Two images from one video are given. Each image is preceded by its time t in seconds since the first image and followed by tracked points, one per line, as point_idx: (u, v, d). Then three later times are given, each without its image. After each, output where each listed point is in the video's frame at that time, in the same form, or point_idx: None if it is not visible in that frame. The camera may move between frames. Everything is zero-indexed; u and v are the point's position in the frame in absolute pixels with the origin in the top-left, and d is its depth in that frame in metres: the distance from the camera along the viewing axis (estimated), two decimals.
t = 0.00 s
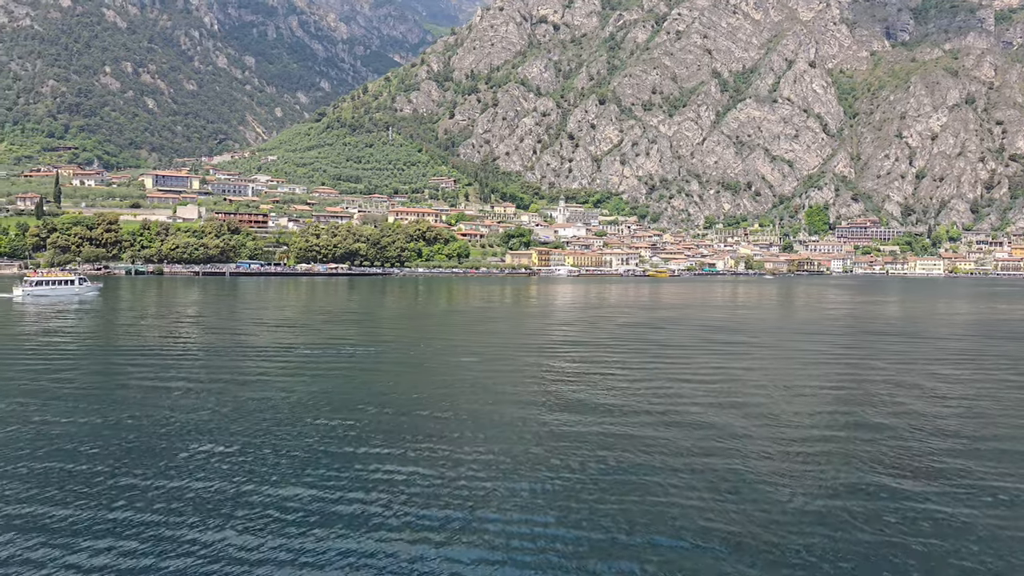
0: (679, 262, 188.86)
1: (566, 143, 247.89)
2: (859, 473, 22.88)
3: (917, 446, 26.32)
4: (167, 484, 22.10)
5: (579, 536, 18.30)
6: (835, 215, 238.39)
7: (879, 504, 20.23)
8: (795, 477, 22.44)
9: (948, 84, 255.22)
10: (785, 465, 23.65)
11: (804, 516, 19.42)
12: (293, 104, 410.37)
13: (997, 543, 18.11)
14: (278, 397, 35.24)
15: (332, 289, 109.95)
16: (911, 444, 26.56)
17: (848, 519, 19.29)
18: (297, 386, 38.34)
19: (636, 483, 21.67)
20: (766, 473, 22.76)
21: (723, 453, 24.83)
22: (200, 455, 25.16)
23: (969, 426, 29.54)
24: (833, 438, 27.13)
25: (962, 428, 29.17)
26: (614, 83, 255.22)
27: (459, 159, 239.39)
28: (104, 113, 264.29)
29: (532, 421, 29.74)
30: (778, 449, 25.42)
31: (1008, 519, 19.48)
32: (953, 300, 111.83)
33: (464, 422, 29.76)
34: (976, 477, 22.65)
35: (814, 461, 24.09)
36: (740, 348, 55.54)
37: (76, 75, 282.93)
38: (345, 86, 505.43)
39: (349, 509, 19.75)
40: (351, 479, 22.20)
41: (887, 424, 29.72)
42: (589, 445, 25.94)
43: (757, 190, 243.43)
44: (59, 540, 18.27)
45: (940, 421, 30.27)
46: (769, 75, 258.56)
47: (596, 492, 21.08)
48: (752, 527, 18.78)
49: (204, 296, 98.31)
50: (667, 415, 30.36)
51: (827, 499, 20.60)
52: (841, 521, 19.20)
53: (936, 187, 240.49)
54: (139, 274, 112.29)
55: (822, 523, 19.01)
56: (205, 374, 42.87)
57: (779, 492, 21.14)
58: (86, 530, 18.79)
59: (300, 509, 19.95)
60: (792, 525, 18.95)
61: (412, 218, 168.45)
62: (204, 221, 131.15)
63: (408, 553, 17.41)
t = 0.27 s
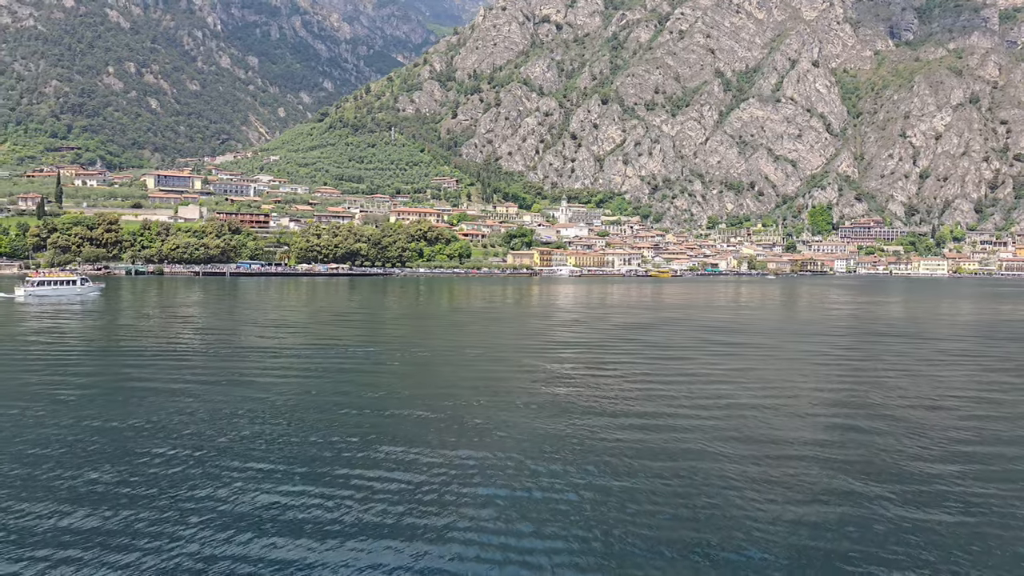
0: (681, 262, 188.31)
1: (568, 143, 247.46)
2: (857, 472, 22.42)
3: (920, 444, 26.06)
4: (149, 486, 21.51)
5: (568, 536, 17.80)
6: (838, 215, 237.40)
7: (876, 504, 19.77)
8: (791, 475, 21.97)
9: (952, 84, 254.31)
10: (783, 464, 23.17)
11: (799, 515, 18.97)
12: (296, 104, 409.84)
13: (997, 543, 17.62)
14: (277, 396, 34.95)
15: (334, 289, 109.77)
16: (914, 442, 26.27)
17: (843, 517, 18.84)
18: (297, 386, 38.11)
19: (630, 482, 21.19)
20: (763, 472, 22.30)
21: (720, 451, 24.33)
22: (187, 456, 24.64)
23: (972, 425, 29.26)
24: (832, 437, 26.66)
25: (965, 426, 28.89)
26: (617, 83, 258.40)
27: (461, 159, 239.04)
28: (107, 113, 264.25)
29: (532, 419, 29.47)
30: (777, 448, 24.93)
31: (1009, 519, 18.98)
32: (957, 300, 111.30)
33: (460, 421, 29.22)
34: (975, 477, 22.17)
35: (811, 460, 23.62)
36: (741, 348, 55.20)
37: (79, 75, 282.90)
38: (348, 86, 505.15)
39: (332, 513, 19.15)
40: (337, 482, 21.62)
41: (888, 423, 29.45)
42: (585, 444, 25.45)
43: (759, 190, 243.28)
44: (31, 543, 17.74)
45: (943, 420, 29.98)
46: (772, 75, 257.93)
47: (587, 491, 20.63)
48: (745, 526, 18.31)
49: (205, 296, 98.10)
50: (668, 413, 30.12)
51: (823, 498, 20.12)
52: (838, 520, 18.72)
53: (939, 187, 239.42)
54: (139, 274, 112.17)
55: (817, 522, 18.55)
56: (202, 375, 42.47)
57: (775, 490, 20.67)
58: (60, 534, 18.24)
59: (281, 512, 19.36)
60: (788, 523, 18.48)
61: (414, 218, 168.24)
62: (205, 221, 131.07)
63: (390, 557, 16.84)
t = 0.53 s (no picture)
0: (684, 262, 187.92)
1: (571, 143, 247.08)
2: (852, 479, 21.88)
3: (917, 446, 25.77)
4: (121, 491, 21.04)
5: (549, 547, 17.30)
6: (841, 215, 236.42)
7: (870, 512, 19.27)
8: (784, 481, 21.50)
9: (956, 83, 253.58)
10: (777, 470, 22.65)
11: (790, 522, 18.64)
12: (298, 104, 409.77)
13: (991, 554, 17.13)
14: (274, 397, 34.78)
15: (334, 289, 109.57)
16: (913, 445, 25.94)
17: (835, 527, 18.35)
18: (294, 386, 37.97)
19: (619, 486, 20.85)
20: (755, 477, 21.83)
21: (713, 457, 23.82)
22: (165, 459, 24.18)
23: (971, 427, 28.98)
24: (827, 441, 26.14)
25: (966, 428, 28.64)
26: (620, 83, 258.13)
27: (463, 159, 238.87)
28: (110, 113, 264.26)
29: (528, 421, 29.20)
30: (770, 453, 24.41)
31: (1005, 529, 18.48)
32: (960, 301, 110.80)
33: (450, 424, 28.79)
34: (973, 484, 21.64)
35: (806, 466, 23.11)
36: (741, 349, 54.81)
37: (82, 75, 283.01)
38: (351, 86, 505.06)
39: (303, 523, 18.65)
40: (313, 488, 21.15)
41: (886, 424, 29.14)
42: (575, 448, 24.93)
43: (762, 189, 242.38)
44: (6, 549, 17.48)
45: (943, 421, 29.73)
46: (775, 74, 257.44)
47: (572, 498, 20.14)
48: (732, 535, 17.83)
49: (206, 296, 97.97)
50: (664, 415, 29.81)
51: (815, 505, 19.62)
52: (829, 529, 18.25)
53: (943, 186, 238.57)
54: (139, 274, 112.04)
55: (808, 531, 18.06)
56: (195, 375, 42.17)
57: (767, 498, 20.16)
58: (37, 538, 17.98)
59: (251, 522, 18.87)
60: (777, 533, 17.99)
61: (415, 218, 167.96)
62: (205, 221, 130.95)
63: (357, 571, 16.36)
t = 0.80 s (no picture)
0: (686, 262, 187.49)
1: (573, 142, 246.62)
2: (850, 481, 21.22)
3: (917, 445, 25.35)
4: (111, 490, 20.82)
5: (530, 556, 16.69)
6: (844, 215, 235.63)
7: (866, 518, 18.63)
8: (778, 485, 20.86)
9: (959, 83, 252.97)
10: (773, 472, 22.02)
11: (785, 523, 18.30)
12: (301, 104, 409.78)
13: (990, 563, 16.46)
14: (269, 397, 34.52)
15: (335, 289, 109.34)
16: (912, 444, 25.53)
17: (829, 534, 17.70)
18: (291, 386, 37.71)
19: (613, 487, 20.50)
20: (749, 481, 21.18)
21: (709, 458, 23.17)
22: (147, 460, 23.74)
23: (973, 426, 28.54)
24: (826, 442, 25.48)
25: (967, 427, 28.22)
26: (622, 83, 257.71)
27: (465, 159, 238.59)
28: (113, 113, 264.38)
29: (523, 420, 28.88)
30: (768, 454, 23.71)
31: (1006, 535, 17.81)
32: (963, 302, 110.10)
33: (442, 424, 28.23)
34: (974, 486, 20.96)
35: (802, 468, 22.45)
36: (741, 348, 54.39)
37: (85, 75, 283.46)
38: (353, 86, 505.22)
39: (276, 527, 18.10)
40: (292, 490, 20.61)
41: (886, 423, 28.71)
42: (568, 449, 24.29)
43: (765, 189, 241.56)
44: None
45: (944, 421, 29.28)
46: (778, 74, 256.94)
47: (558, 502, 19.57)
48: (723, 540, 17.40)
49: (207, 296, 97.82)
50: (662, 413, 29.41)
51: (811, 511, 18.95)
52: (823, 533, 17.83)
53: (947, 186, 237.78)
54: (139, 274, 111.93)
55: (800, 539, 17.42)
56: (190, 375, 41.87)
57: (761, 502, 19.53)
58: (23, 538, 17.73)
59: (224, 526, 18.32)
60: (768, 542, 17.37)
61: (417, 218, 167.70)
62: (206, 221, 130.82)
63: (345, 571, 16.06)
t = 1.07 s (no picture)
0: (688, 262, 186.91)
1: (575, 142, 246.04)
2: (842, 488, 20.80)
3: (919, 449, 24.91)
4: (90, 493, 20.38)
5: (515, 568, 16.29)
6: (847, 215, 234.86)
7: (853, 525, 18.30)
8: (770, 490, 20.47)
9: (963, 82, 252.42)
10: (766, 477, 21.61)
11: (781, 532, 17.92)
12: (303, 104, 409.50)
13: None
14: (261, 396, 34.08)
15: (335, 289, 109.05)
16: (913, 447, 25.12)
17: (815, 544, 17.35)
18: (285, 385, 37.25)
19: (605, 495, 20.11)
20: (738, 488, 20.75)
21: (704, 463, 22.75)
22: (134, 462, 23.36)
23: (976, 428, 28.13)
24: (820, 445, 25.09)
25: (970, 430, 27.79)
26: (625, 82, 256.89)
27: (467, 159, 238.11)
28: (115, 113, 264.07)
29: (517, 421, 28.48)
30: (765, 459, 23.21)
31: (999, 546, 17.39)
32: (966, 302, 109.68)
33: (437, 425, 27.77)
34: (969, 492, 20.53)
35: (794, 472, 22.08)
36: (741, 349, 53.99)
37: (87, 75, 283.32)
38: (356, 85, 505.13)
39: (254, 535, 17.71)
40: (275, 496, 20.15)
41: (887, 425, 28.29)
42: (561, 453, 23.90)
43: (767, 189, 240.30)
44: None
45: (946, 423, 28.83)
46: (781, 73, 256.22)
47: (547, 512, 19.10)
48: (715, 552, 17.00)
49: (206, 296, 97.57)
50: (659, 415, 28.99)
51: (799, 519, 18.62)
52: (818, 543, 17.43)
53: (950, 186, 237.05)
54: (138, 273, 111.70)
55: (784, 550, 17.09)
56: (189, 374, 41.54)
57: (747, 509, 19.24)
58: None
59: (202, 531, 18.05)
60: (753, 549, 17.04)
61: (418, 218, 167.43)
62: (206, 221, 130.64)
63: None
